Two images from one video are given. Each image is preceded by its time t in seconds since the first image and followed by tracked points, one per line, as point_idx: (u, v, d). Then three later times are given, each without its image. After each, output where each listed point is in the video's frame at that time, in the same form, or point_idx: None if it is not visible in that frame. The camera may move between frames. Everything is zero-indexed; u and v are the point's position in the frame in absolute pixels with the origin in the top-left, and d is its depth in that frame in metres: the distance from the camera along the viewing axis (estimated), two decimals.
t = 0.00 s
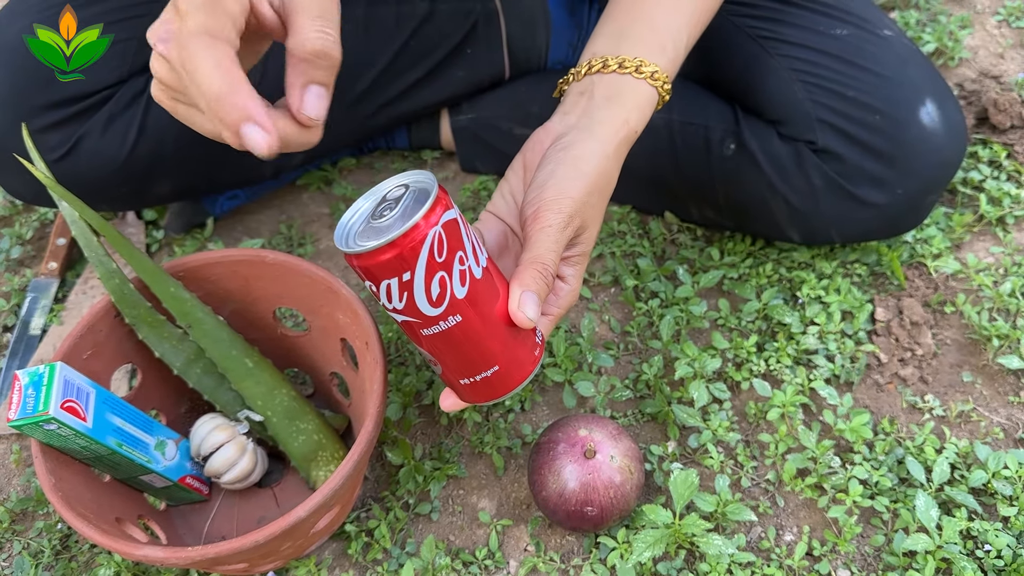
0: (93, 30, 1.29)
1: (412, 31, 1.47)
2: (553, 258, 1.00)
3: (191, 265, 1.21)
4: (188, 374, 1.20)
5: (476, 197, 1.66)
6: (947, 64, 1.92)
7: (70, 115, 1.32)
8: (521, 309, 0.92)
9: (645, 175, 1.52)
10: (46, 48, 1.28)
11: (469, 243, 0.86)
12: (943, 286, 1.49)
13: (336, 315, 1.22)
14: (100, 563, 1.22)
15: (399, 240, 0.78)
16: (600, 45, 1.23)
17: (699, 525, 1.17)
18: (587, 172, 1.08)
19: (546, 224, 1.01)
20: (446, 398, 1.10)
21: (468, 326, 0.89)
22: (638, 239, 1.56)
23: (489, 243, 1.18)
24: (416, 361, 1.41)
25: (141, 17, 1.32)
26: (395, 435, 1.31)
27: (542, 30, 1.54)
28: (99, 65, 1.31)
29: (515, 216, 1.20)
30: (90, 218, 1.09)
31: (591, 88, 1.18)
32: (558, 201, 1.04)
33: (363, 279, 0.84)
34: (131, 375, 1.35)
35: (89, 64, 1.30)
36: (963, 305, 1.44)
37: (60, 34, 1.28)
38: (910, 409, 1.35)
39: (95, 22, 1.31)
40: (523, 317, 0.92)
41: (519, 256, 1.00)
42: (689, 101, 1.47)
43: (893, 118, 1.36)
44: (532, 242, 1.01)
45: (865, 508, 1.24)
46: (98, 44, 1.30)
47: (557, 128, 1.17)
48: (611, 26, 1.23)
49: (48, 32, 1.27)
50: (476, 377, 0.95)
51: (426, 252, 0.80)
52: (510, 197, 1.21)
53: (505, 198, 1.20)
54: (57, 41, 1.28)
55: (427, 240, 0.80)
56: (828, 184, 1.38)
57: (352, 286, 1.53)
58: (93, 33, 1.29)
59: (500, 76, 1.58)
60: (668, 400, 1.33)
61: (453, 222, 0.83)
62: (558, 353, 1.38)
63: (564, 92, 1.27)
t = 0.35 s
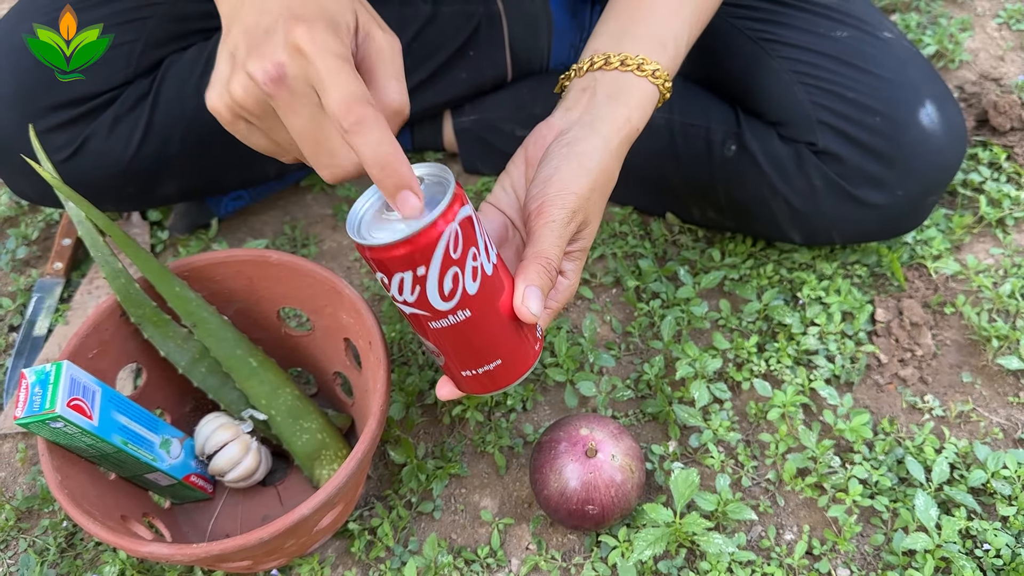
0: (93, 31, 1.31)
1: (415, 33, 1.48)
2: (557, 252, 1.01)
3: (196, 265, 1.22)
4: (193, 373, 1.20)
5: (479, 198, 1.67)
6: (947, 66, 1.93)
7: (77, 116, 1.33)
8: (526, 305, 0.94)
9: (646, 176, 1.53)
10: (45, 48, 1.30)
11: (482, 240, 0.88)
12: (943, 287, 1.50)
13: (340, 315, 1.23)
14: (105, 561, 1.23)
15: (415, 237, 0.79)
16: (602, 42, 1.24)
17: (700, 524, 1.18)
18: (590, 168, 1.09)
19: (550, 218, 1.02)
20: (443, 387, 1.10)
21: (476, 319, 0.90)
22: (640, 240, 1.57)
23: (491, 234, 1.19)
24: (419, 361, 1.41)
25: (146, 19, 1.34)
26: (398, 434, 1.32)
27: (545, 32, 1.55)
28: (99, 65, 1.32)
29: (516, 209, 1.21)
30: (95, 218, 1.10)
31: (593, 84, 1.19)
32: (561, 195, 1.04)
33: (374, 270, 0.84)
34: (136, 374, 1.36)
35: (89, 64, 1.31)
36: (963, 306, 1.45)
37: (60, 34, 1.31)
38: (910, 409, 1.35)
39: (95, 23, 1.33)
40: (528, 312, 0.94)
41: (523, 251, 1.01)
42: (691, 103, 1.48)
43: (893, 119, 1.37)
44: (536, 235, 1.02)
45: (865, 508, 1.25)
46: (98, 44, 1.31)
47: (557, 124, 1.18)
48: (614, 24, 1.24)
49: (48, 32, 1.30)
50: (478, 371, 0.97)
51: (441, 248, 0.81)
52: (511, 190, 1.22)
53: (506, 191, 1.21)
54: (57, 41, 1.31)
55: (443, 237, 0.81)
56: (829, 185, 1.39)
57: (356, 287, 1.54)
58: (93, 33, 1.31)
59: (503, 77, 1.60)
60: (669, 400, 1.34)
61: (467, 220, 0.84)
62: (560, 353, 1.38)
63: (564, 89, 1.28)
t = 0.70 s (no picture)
0: (93, 30, 1.32)
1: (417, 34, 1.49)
2: (552, 253, 1.01)
3: (198, 263, 1.23)
4: (194, 370, 1.21)
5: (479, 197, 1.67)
6: (947, 68, 1.94)
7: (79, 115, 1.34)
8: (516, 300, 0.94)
9: (645, 177, 1.53)
10: (46, 48, 1.31)
11: (479, 235, 0.89)
12: (941, 287, 1.51)
13: (341, 314, 1.24)
14: (107, 557, 1.24)
15: (417, 225, 0.80)
16: (602, 48, 1.24)
17: (698, 522, 1.18)
18: (588, 173, 1.09)
19: (546, 220, 1.02)
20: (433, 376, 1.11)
21: (467, 312, 0.92)
22: (639, 240, 1.58)
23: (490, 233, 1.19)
24: (419, 359, 1.42)
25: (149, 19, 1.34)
26: (399, 432, 1.33)
27: (545, 33, 1.56)
28: (99, 65, 1.32)
29: (514, 209, 1.22)
30: (98, 217, 1.11)
31: (592, 91, 1.20)
32: (557, 199, 1.05)
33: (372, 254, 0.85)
34: (138, 372, 1.37)
35: (89, 64, 1.32)
36: (961, 306, 1.45)
37: (60, 34, 1.32)
38: (908, 408, 1.36)
39: (96, 23, 1.33)
40: (517, 306, 0.94)
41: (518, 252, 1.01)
42: (690, 103, 1.49)
43: (891, 120, 1.37)
44: (532, 237, 1.02)
45: (862, 506, 1.25)
46: (98, 44, 1.32)
47: (556, 124, 1.19)
48: (613, 31, 1.24)
49: (48, 32, 1.31)
50: (466, 361, 0.98)
51: (438, 237, 0.83)
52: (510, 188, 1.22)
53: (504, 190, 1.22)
54: (57, 41, 1.31)
55: (441, 228, 0.82)
56: (827, 185, 1.40)
57: (357, 285, 1.55)
58: (93, 33, 1.32)
59: (503, 78, 1.60)
60: (668, 399, 1.35)
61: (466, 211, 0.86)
62: (560, 352, 1.39)
63: (565, 92, 1.29)
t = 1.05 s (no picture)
0: (93, 31, 1.32)
1: (420, 32, 1.49)
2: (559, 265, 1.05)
3: (202, 260, 1.23)
4: (198, 366, 1.22)
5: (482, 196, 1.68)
6: (948, 67, 1.94)
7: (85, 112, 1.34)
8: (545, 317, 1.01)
9: (647, 176, 1.54)
10: (46, 48, 1.32)
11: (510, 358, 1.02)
12: (942, 286, 1.51)
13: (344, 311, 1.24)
14: (111, 552, 1.25)
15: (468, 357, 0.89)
16: (602, 41, 1.26)
17: (699, 519, 1.19)
18: (583, 176, 1.09)
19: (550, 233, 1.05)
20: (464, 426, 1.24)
21: (487, 421, 1.06)
22: (641, 238, 1.59)
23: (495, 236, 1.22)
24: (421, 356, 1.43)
25: (153, 17, 1.35)
26: (401, 429, 1.33)
27: (548, 32, 1.56)
28: (99, 65, 1.33)
29: (517, 206, 1.22)
30: (105, 212, 1.11)
31: (586, 85, 1.21)
32: (559, 208, 1.06)
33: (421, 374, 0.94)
34: (142, 368, 1.38)
35: (89, 64, 1.33)
36: (962, 304, 1.46)
37: (60, 35, 1.32)
38: (909, 406, 1.36)
39: (96, 23, 1.34)
40: (546, 322, 1.01)
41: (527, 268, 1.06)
42: (692, 102, 1.49)
43: (892, 120, 1.37)
44: (538, 250, 1.06)
45: (863, 503, 1.26)
46: (98, 44, 1.33)
47: (555, 123, 1.18)
48: (613, 25, 1.26)
49: (48, 32, 1.32)
50: (473, 459, 1.11)
51: (487, 367, 0.94)
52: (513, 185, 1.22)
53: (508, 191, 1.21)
54: (58, 41, 1.32)
55: (489, 357, 0.92)
56: (829, 184, 1.41)
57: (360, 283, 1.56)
58: (93, 33, 1.33)
59: (506, 76, 1.61)
60: (669, 396, 1.36)
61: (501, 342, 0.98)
62: (561, 348, 1.40)
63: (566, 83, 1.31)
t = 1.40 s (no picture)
0: (93, 30, 1.33)
1: (425, 31, 1.50)
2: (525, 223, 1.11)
3: (210, 255, 1.24)
4: (203, 361, 1.22)
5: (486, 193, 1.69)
6: (951, 67, 1.95)
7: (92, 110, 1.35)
8: (501, 271, 1.09)
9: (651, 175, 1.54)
10: (46, 48, 1.32)
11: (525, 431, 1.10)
12: (944, 284, 1.51)
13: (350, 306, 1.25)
14: (117, 545, 1.26)
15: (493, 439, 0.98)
16: (594, 18, 1.28)
17: (702, 514, 1.19)
18: (554, 139, 1.14)
19: (520, 193, 1.10)
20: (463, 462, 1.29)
21: (503, 488, 1.12)
22: (644, 236, 1.59)
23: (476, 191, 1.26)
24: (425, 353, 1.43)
25: (161, 15, 1.35)
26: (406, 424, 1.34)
27: (552, 31, 1.57)
28: (98, 65, 1.33)
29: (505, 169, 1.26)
30: (114, 209, 1.12)
31: (573, 58, 1.24)
32: (530, 171, 1.11)
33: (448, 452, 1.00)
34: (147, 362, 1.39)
35: (88, 64, 1.33)
36: (964, 302, 1.46)
37: (60, 34, 1.33)
38: (911, 403, 1.37)
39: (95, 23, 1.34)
40: (500, 275, 1.09)
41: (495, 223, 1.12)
42: (696, 101, 1.49)
43: (894, 121, 1.38)
44: (508, 207, 1.11)
45: (865, 499, 1.26)
46: (98, 44, 1.33)
47: (539, 93, 1.22)
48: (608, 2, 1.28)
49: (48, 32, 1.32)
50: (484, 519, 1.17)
51: (510, 444, 1.02)
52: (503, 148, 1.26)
53: (494, 150, 1.25)
54: (57, 41, 1.32)
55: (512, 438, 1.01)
56: (832, 184, 1.41)
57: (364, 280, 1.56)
58: (93, 33, 1.33)
59: (510, 75, 1.61)
60: (672, 392, 1.36)
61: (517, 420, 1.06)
62: (565, 345, 1.40)
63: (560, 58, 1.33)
